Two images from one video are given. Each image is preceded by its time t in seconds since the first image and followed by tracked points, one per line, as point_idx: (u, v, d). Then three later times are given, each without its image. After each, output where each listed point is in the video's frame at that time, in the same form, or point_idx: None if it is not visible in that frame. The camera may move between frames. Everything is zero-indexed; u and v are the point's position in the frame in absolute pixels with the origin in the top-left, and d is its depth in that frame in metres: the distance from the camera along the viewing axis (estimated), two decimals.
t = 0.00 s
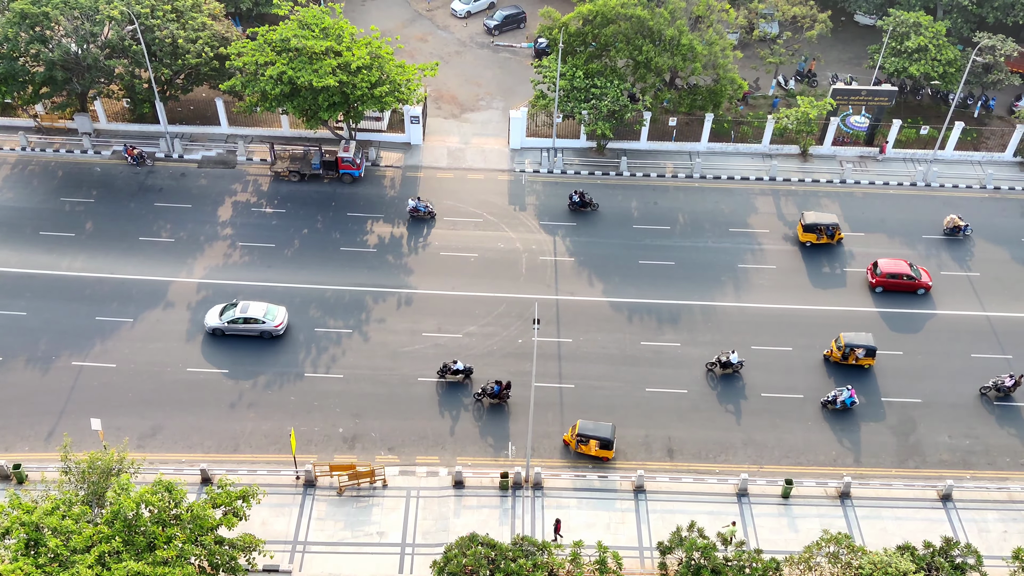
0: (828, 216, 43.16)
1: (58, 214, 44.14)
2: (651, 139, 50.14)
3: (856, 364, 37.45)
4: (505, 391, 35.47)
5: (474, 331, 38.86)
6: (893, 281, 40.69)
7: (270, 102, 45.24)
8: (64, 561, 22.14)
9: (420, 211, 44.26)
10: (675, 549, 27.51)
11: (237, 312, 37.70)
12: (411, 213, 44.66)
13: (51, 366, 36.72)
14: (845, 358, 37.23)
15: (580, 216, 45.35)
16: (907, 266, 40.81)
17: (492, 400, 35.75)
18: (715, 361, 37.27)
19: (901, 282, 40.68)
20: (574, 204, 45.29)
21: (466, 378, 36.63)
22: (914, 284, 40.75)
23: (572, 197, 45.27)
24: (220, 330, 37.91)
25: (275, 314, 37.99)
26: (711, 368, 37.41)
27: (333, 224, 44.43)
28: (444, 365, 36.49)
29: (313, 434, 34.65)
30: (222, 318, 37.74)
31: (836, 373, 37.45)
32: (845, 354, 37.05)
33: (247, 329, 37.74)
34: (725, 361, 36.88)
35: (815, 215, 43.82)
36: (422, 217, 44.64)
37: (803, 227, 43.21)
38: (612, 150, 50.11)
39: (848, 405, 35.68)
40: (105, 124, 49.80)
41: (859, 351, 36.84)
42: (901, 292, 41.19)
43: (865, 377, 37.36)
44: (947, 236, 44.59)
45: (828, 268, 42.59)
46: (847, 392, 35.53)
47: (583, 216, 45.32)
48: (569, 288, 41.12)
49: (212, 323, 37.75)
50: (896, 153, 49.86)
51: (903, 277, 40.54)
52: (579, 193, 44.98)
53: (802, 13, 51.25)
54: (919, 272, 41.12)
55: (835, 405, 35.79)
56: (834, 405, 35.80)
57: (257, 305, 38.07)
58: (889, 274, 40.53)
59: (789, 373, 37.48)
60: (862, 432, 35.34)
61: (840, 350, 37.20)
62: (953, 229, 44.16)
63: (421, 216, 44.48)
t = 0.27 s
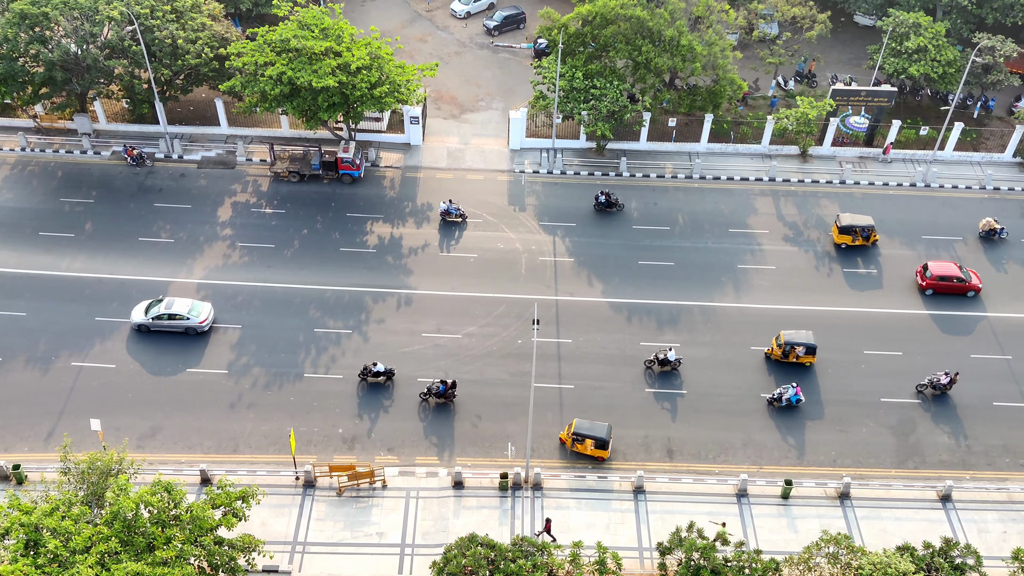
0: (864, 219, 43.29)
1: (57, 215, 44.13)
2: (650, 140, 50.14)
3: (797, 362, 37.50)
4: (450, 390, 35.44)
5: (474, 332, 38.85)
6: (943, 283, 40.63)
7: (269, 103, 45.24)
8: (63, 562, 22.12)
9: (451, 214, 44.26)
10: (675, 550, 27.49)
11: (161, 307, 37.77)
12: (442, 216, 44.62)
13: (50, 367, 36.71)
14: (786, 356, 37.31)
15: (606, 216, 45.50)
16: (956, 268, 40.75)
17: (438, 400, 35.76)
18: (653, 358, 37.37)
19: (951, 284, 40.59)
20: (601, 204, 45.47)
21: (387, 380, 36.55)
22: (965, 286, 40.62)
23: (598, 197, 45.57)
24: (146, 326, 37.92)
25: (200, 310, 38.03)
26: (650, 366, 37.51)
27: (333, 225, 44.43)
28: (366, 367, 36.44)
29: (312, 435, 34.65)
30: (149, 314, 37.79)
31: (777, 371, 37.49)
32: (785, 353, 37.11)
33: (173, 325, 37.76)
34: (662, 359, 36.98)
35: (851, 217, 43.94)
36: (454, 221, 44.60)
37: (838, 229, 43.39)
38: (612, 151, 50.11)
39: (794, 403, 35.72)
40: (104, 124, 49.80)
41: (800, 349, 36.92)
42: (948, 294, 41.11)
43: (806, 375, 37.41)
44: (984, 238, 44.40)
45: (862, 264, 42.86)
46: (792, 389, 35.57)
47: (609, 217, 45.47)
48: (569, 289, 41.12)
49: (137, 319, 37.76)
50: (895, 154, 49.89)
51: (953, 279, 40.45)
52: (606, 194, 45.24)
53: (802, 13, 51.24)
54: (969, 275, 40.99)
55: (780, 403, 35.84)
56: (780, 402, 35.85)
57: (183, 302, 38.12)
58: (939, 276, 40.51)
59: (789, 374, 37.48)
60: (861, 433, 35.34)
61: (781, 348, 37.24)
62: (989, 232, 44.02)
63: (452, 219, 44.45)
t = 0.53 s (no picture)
0: (901, 220, 43.17)
1: (57, 216, 44.12)
2: (650, 141, 50.15)
3: (737, 360, 37.55)
4: (395, 390, 35.35)
5: (473, 332, 38.84)
6: (994, 286, 40.47)
7: (269, 103, 45.23)
8: (62, 563, 22.10)
9: (483, 217, 44.08)
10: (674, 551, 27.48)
11: (86, 303, 37.85)
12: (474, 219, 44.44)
13: (49, 367, 36.68)
14: (727, 353, 37.35)
15: (631, 217, 45.54)
16: (1007, 270, 40.54)
17: (383, 400, 35.66)
18: (590, 357, 37.39)
19: (1002, 287, 40.41)
20: (626, 205, 45.48)
21: (312, 383, 36.31)
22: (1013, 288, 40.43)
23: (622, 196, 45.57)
24: (72, 322, 38.00)
25: (126, 306, 38.08)
26: (588, 363, 37.48)
27: (332, 225, 44.43)
28: (288, 371, 36.13)
29: (312, 435, 34.63)
30: (74, 310, 37.86)
31: (718, 369, 37.54)
32: (726, 350, 37.19)
33: (98, 321, 37.85)
34: (600, 357, 37.00)
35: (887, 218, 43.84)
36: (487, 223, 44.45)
37: (874, 231, 43.33)
38: (611, 152, 50.12)
39: (739, 400, 35.77)
40: (104, 125, 49.80)
41: (740, 347, 36.96)
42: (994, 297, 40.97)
43: (747, 373, 37.47)
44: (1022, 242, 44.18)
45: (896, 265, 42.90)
46: (738, 387, 35.58)
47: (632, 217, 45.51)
48: (568, 289, 41.12)
49: (64, 315, 37.77)
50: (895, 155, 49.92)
51: (1004, 282, 40.25)
52: (631, 195, 45.23)
53: (801, 14, 51.22)
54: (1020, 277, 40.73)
55: (726, 400, 35.86)
56: (725, 399, 35.90)
57: (108, 297, 38.19)
58: (989, 279, 40.37)
59: (788, 375, 37.48)
60: (861, 433, 35.34)
61: (721, 346, 37.30)
62: None
63: (484, 221, 44.28)
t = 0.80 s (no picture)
0: (936, 222, 43.13)
1: (56, 216, 44.11)
2: (649, 141, 50.15)
3: (680, 357, 37.63)
4: (340, 391, 35.37)
5: (473, 333, 38.84)
6: None
7: (268, 104, 45.21)
8: (62, 563, 22.08)
9: (515, 220, 44.03)
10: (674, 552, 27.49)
11: (12, 299, 37.70)
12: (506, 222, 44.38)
13: (49, 368, 36.66)
14: (669, 352, 37.43)
15: (643, 217, 45.54)
16: None
17: (329, 401, 35.62)
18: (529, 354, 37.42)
19: None
20: (651, 205, 45.55)
21: (238, 388, 36.10)
22: None
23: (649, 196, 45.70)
24: None
25: (52, 302, 38.02)
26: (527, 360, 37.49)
27: (332, 225, 44.44)
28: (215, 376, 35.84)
29: (311, 436, 34.63)
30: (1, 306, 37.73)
31: (661, 368, 37.61)
32: (668, 348, 37.26)
33: (24, 316, 37.71)
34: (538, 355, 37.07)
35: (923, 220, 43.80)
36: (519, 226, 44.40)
37: (910, 233, 43.31)
38: (611, 152, 50.13)
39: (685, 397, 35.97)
40: (103, 125, 49.81)
41: (681, 345, 37.04)
42: None
43: (690, 371, 37.55)
44: None
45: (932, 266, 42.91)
46: (684, 384, 35.77)
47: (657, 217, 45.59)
48: (568, 290, 41.12)
49: None
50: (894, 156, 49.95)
51: None
52: (657, 196, 45.30)
53: (801, 15, 51.21)
54: None
55: (672, 397, 36.03)
56: (672, 396, 36.04)
57: (35, 292, 38.06)
58: None
59: (788, 375, 37.48)
60: (860, 434, 35.34)
61: (663, 345, 37.35)
62: None
63: (516, 224, 44.25)
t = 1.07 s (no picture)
0: (971, 224, 43.06)
1: (55, 217, 44.09)
2: (649, 142, 50.16)
3: (623, 355, 37.67)
4: (285, 392, 35.29)
5: (472, 333, 38.83)
6: None
7: (268, 104, 45.16)
8: (61, 564, 22.07)
9: (547, 222, 44.05)
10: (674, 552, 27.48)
11: None
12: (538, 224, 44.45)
13: (48, 369, 36.64)
14: (611, 350, 37.46)
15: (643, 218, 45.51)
16: None
17: (273, 402, 35.50)
18: (468, 352, 37.43)
19: None
20: (676, 205, 45.59)
21: (170, 395, 35.77)
22: None
23: (674, 196, 45.71)
24: None
25: None
26: (467, 358, 37.58)
27: (332, 226, 44.44)
28: (146, 383, 35.45)
29: (311, 437, 34.61)
30: None
31: (604, 365, 37.63)
32: (611, 346, 37.26)
33: None
34: (477, 352, 37.08)
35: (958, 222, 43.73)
36: (551, 228, 44.43)
37: (945, 235, 43.31)
38: (611, 153, 50.14)
39: (631, 394, 36.07)
40: (103, 126, 49.82)
41: (624, 343, 37.07)
42: None
43: (633, 368, 37.60)
44: None
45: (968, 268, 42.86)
46: (630, 381, 35.92)
47: (683, 217, 45.60)
48: (568, 290, 41.11)
49: None
50: (893, 156, 49.99)
51: None
52: (682, 196, 45.32)
53: (801, 15, 51.20)
54: None
55: (619, 394, 36.08)
56: (618, 394, 36.12)
57: None
58: None
59: (787, 376, 37.48)
60: (860, 435, 35.35)
61: (606, 342, 37.36)
62: None
63: (549, 227, 44.27)
